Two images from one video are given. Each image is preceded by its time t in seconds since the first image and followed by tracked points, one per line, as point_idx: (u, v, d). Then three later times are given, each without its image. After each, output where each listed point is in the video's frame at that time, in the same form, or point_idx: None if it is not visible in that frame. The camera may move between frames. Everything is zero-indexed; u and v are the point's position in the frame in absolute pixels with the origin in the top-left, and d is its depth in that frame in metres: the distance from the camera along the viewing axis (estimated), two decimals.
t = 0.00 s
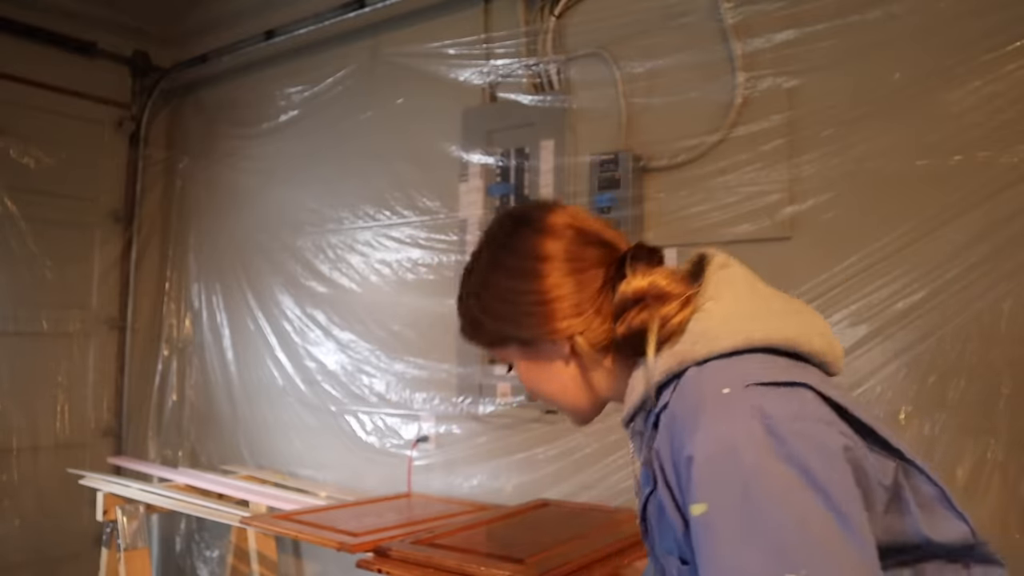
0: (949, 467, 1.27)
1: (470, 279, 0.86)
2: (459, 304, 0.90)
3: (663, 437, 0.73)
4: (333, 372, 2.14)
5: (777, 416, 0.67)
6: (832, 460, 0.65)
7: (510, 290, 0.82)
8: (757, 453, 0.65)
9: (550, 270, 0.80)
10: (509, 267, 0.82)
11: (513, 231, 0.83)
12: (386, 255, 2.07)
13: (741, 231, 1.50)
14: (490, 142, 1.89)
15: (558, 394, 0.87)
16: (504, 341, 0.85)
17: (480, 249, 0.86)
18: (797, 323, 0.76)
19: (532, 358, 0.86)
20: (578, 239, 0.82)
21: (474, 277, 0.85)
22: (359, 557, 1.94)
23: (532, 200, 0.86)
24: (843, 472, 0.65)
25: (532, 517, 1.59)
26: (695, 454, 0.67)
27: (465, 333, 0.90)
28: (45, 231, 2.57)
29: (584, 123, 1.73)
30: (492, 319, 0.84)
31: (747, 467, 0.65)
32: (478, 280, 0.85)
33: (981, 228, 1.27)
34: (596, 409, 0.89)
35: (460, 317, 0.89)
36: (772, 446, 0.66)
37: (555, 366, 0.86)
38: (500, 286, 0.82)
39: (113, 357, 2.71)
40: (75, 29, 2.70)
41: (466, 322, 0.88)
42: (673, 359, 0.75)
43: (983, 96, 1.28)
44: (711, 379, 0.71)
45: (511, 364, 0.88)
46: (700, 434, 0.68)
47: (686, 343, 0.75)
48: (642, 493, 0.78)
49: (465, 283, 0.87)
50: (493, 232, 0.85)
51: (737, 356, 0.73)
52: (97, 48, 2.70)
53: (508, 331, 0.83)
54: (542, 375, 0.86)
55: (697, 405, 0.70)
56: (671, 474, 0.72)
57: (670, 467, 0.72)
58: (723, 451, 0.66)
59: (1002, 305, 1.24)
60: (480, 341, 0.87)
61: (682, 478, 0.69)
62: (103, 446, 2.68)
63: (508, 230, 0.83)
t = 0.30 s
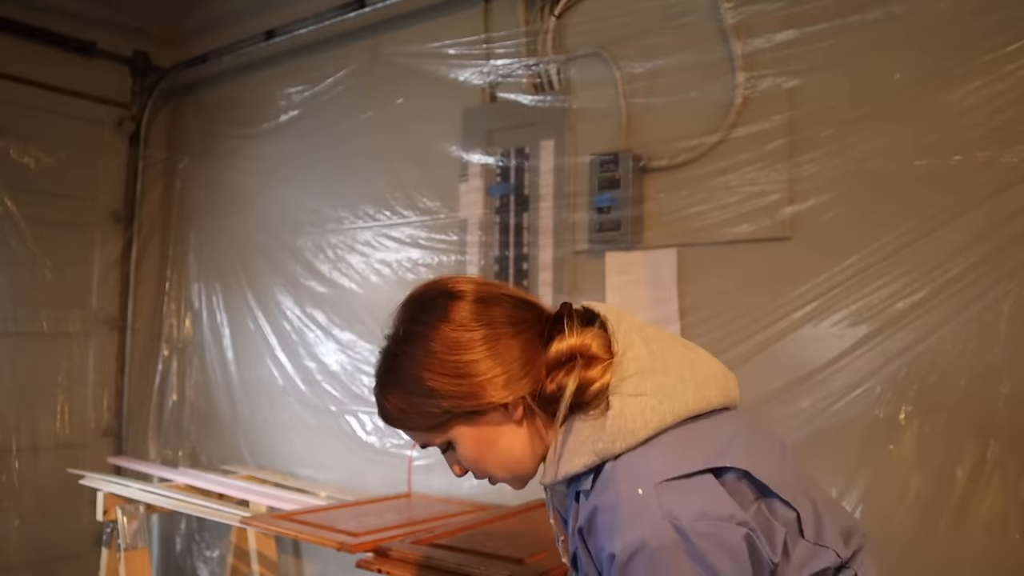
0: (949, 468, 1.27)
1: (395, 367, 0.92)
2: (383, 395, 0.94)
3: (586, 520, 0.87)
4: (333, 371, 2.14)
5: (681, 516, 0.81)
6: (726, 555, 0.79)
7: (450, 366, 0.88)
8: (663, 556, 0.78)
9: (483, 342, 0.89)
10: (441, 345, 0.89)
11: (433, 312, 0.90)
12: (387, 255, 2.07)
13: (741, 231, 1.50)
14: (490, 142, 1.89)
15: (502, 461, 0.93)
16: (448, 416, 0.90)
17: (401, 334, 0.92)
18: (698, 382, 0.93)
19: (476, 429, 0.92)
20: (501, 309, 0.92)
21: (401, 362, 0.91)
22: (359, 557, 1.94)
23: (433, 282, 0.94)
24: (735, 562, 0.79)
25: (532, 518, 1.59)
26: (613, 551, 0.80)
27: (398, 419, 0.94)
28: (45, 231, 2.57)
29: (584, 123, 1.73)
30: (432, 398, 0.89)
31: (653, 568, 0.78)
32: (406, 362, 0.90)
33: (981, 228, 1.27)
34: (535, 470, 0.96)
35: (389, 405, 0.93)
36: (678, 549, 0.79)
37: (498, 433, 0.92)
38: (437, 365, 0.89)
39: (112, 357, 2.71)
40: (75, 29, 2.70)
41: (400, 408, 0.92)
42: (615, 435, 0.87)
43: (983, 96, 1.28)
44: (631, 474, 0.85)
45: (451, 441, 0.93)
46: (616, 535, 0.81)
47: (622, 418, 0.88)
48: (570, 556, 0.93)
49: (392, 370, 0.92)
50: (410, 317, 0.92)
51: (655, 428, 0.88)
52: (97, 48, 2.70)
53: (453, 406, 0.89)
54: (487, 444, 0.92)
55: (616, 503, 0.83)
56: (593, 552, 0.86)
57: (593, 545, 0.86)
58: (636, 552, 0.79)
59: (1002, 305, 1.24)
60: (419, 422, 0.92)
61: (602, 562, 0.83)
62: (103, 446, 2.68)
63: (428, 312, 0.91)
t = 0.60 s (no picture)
0: (949, 468, 1.27)
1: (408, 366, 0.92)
2: (393, 395, 0.94)
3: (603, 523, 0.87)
4: (333, 371, 2.14)
5: (703, 516, 0.82)
6: (747, 555, 0.80)
7: (465, 367, 0.89)
8: (686, 556, 0.79)
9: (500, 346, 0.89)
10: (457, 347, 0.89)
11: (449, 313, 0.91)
12: (386, 255, 2.07)
13: (742, 231, 1.50)
14: (490, 141, 1.89)
15: (510, 469, 0.93)
16: (460, 420, 0.90)
17: (415, 334, 0.92)
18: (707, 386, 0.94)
19: (488, 435, 0.91)
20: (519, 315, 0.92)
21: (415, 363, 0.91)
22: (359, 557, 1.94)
23: (449, 285, 0.95)
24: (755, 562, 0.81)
25: (532, 517, 1.59)
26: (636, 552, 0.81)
27: (406, 421, 0.93)
28: (45, 231, 2.57)
29: (584, 122, 1.73)
30: (446, 399, 0.89)
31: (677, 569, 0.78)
32: (419, 362, 0.91)
33: (981, 228, 1.27)
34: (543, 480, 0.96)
35: (399, 405, 0.93)
36: (701, 549, 0.80)
37: (509, 440, 0.92)
38: (453, 366, 0.89)
39: (112, 357, 2.71)
40: (75, 30, 2.70)
41: (410, 409, 0.92)
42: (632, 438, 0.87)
43: (983, 96, 1.28)
44: (650, 476, 0.85)
45: (460, 446, 0.92)
46: (637, 536, 0.81)
47: (639, 423, 0.88)
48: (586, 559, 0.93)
49: (404, 370, 0.92)
50: (425, 318, 0.92)
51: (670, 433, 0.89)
52: (97, 48, 2.70)
53: (467, 409, 0.89)
54: (497, 450, 0.92)
55: (636, 504, 0.83)
56: (612, 554, 0.86)
57: (611, 548, 0.87)
58: (660, 554, 0.79)
59: (1002, 305, 1.24)
60: (428, 425, 0.91)
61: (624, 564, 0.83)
62: (103, 446, 2.68)
63: (444, 313, 0.91)
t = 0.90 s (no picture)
0: (948, 468, 1.27)
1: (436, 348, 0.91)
2: (416, 376, 0.92)
3: (625, 501, 0.87)
4: (333, 372, 2.15)
5: (717, 481, 0.81)
6: (764, 516, 0.79)
7: (498, 348, 0.90)
8: (704, 518, 0.77)
9: (532, 330, 0.91)
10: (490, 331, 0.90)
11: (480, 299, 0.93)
12: (386, 255, 2.07)
13: (742, 231, 1.50)
14: (490, 141, 1.89)
15: (526, 459, 0.93)
16: (486, 403, 0.90)
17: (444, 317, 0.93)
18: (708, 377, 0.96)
19: (511, 420, 0.92)
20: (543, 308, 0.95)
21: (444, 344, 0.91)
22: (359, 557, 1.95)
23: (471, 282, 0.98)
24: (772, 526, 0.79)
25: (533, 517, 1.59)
26: (657, 520, 0.80)
27: (428, 403, 0.92)
28: (45, 231, 2.57)
29: (584, 123, 1.73)
30: (476, 378, 0.89)
31: (699, 533, 0.77)
32: (446, 344, 0.91)
33: (981, 228, 1.27)
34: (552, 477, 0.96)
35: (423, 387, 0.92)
36: (717, 511, 0.78)
37: (529, 427, 0.93)
38: (485, 347, 0.90)
39: (112, 357, 2.71)
40: (75, 29, 2.70)
41: (436, 390, 0.91)
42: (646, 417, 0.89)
43: (983, 97, 1.28)
44: (665, 451, 0.85)
45: (480, 432, 0.92)
46: (658, 505, 0.80)
47: (649, 406, 0.89)
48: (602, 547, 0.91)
49: (431, 352, 0.92)
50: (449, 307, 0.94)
51: (679, 413, 0.90)
52: (97, 48, 2.70)
53: (498, 389, 0.89)
54: (517, 438, 0.92)
55: (653, 478, 0.83)
56: (637, 534, 0.85)
57: (636, 528, 0.86)
58: (681, 518, 0.78)
59: (1002, 305, 1.24)
60: (453, 407, 0.90)
61: (648, 538, 0.82)
62: (103, 446, 2.68)
63: (473, 298, 0.93)
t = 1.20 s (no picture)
0: (949, 467, 1.27)
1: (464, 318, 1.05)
2: (445, 342, 1.02)
3: (622, 494, 0.91)
4: (334, 372, 2.15)
5: (707, 463, 0.85)
6: (753, 491, 0.84)
7: (520, 322, 1.06)
8: (701, 496, 0.82)
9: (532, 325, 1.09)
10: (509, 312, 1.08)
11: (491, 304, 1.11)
12: (386, 255, 2.07)
13: (741, 231, 1.50)
14: (490, 142, 1.89)
15: (540, 428, 1.00)
16: (513, 362, 1.01)
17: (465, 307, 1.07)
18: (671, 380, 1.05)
19: (530, 385, 1.01)
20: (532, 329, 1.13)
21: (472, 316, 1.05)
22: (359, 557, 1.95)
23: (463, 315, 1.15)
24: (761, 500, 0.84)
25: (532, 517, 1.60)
26: (658, 504, 0.83)
27: (460, 360, 1.00)
28: (45, 231, 2.57)
29: (584, 122, 1.73)
30: (507, 336, 1.03)
31: (698, 509, 0.81)
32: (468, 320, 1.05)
33: (981, 228, 1.27)
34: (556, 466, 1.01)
35: (455, 347, 1.01)
36: (711, 488, 0.83)
37: (543, 399, 1.02)
38: (509, 320, 1.06)
39: (112, 357, 2.71)
40: (75, 29, 2.70)
41: (469, 345, 1.01)
42: (626, 406, 0.97)
43: (983, 97, 1.28)
44: (652, 441, 0.90)
45: (503, 391, 1.00)
46: (656, 490, 0.84)
47: (626, 402, 0.97)
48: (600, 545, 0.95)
49: (460, 323, 1.04)
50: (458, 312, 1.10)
51: (655, 408, 0.97)
52: (97, 48, 2.70)
53: (518, 349, 1.02)
54: (535, 404, 1.01)
55: (649, 467, 0.87)
56: (638, 526, 0.89)
57: (636, 520, 0.89)
58: (680, 498, 0.82)
59: (1002, 305, 1.24)
60: (486, 360, 1.00)
61: (650, 526, 0.86)
62: (103, 447, 2.68)
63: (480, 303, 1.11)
